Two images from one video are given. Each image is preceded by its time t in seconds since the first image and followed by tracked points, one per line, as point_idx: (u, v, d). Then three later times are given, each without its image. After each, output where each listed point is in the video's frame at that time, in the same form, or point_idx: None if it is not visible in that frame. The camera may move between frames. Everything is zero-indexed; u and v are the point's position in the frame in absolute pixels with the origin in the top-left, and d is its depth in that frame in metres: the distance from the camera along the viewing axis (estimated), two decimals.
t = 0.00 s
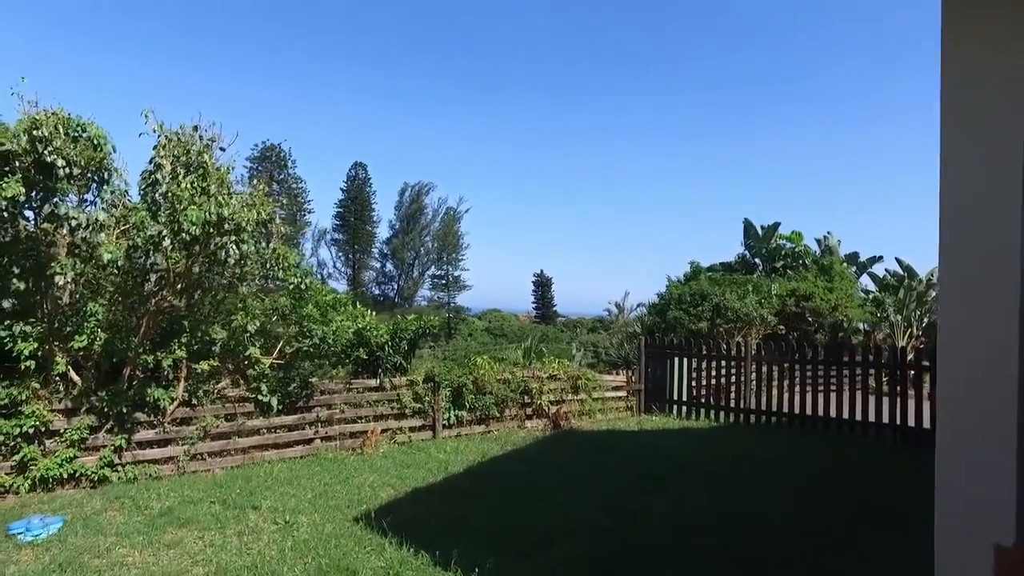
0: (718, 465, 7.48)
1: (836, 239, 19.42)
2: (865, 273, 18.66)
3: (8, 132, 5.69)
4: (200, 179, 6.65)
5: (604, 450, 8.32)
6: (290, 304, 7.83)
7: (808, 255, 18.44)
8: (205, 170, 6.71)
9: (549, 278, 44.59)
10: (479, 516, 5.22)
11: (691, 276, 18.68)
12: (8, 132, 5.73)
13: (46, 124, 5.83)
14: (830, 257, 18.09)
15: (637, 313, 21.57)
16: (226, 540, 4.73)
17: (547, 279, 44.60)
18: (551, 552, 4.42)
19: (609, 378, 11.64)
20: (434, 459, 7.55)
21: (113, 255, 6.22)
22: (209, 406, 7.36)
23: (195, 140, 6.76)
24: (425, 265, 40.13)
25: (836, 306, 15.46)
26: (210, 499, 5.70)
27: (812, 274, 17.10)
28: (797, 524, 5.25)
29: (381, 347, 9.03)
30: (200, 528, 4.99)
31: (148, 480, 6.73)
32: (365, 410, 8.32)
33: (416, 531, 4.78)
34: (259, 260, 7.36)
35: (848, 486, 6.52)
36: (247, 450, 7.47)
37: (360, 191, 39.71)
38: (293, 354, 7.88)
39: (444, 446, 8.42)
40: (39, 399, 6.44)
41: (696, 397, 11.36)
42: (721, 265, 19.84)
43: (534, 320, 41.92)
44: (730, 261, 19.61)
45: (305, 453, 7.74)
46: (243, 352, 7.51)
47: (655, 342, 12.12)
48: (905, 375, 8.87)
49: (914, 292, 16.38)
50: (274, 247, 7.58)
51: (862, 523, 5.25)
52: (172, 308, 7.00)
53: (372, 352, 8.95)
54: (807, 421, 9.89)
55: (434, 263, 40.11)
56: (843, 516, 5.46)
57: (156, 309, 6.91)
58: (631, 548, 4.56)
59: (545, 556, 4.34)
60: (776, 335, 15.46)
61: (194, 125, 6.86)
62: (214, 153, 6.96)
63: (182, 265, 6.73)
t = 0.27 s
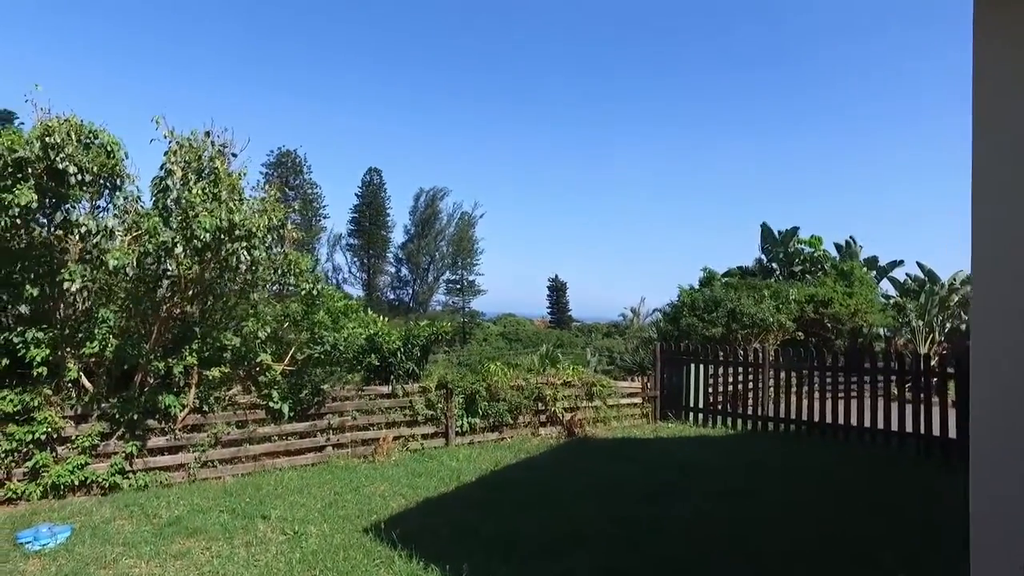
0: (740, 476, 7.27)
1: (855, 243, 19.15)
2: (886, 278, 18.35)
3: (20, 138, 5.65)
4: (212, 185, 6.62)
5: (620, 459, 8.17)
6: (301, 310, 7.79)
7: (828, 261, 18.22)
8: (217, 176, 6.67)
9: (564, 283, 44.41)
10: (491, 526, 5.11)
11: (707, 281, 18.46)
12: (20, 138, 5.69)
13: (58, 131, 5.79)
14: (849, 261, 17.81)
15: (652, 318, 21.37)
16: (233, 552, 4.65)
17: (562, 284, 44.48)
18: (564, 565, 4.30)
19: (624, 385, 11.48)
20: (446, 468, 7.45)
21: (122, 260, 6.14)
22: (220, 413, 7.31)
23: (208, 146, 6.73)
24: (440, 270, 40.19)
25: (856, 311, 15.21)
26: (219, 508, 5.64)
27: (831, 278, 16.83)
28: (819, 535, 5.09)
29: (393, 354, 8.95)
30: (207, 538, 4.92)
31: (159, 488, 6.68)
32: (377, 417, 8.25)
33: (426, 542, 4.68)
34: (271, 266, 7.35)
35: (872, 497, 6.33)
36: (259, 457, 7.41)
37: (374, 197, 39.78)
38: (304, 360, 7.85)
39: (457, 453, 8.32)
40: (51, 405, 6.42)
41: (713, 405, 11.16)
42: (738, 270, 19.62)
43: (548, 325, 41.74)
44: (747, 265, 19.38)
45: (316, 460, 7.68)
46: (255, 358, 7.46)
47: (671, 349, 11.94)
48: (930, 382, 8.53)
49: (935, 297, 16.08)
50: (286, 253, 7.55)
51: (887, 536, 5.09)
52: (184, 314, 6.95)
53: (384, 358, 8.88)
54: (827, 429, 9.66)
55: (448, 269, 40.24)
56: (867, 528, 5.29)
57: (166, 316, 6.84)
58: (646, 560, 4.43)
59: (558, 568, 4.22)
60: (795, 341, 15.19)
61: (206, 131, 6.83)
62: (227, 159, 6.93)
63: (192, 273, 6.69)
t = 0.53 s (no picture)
0: (763, 489, 7.07)
1: (879, 249, 18.80)
2: (911, 284, 17.98)
3: (35, 148, 5.68)
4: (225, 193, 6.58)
5: (639, 470, 8.00)
6: (315, 318, 7.72)
7: (851, 265, 17.81)
8: (230, 183, 6.63)
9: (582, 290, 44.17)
10: (505, 541, 4.98)
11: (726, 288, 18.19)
12: (36, 147, 5.71)
13: (72, 139, 5.78)
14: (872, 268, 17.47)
15: (671, 326, 21.10)
16: (243, 565, 4.56)
17: (580, 291, 44.28)
18: None
19: (643, 394, 11.29)
20: (461, 479, 7.33)
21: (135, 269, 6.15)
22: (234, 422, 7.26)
23: (222, 153, 6.70)
24: (457, 277, 40.14)
25: (880, 318, 14.89)
26: (230, 520, 5.57)
27: (854, 285, 16.50)
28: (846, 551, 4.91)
29: (408, 362, 8.86)
30: (217, 550, 4.84)
31: (172, 498, 6.63)
32: (391, 426, 8.16)
33: (438, 557, 4.56)
34: (286, 274, 7.33)
35: (900, 510, 6.12)
36: (272, 467, 7.35)
37: (391, 205, 39.86)
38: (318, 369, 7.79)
39: (472, 464, 8.19)
40: (66, 414, 6.40)
41: (733, 415, 10.93)
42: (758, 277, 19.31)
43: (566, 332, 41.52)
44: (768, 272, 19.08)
45: (331, 470, 7.60)
46: (268, 367, 7.41)
47: (690, 357, 11.73)
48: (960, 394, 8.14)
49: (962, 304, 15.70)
50: (299, 261, 7.52)
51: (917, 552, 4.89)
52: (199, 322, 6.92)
53: (399, 367, 8.79)
54: (851, 441, 9.38)
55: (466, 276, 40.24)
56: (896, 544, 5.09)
57: (179, 324, 6.80)
58: None
59: None
60: (817, 349, 14.88)
61: (221, 139, 6.80)
62: (241, 167, 6.88)
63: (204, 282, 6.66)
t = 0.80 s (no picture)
0: (794, 505, 6.79)
1: (910, 256, 18.34)
2: (943, 292, 17.50)
3: (52, 158, 5.63)
4: (240, 202, 6.54)
5: (663, 484, 7.76)
6: (332, 327, 7.68)
7: (880, 273, 17.46)
8: (245, 192, 6.59)
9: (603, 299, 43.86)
10: (521, 559, 4.81)
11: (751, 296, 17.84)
12: (52, 158, 5.66)
13: (87, 149, 5.74)
14: (903, 275, 17.05)
15: (694, 335, 20.76)
16: None
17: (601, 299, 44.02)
18: None
19: (665, 405, 11.05)
20: (478, 492, 7.17)
21: (150, 278, 6.14)
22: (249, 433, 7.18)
23: (236, 162, 6.66)
24: (478, 287, 40.32)
25: (910, 327, 14.50)
26: (243, 533, 5.47)
27: (884, 293, 16.09)
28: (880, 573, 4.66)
29: (425, 373, 8.75)
30: (228, 566, 4.74)
31: (187, 509, 6.56)
32: (408, 437, 8.04)
33: None
34: (303, 282, 7.28)
35: (938, 528, 5.84)
36: (288, 478, 7.26)
37: (412, 214, 39.96)
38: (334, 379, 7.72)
39: (490, 477, 8.04)
40: (83, 423, 6.36)
41: (759, 427, 10.63)
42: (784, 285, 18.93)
43: (588, 341, 41.20)
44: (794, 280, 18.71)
45: (347, 482, 7.49)
46: (284, 378, 7.35)
47: (713, 368, 11.45)
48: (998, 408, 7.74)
49: (998, 313, 15.22)
50: (316, 269, 7.46)
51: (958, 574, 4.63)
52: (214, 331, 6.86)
53: (416, 378, 8.69)
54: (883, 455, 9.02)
55: (488, 285, 40.30)
56: (935, 565, 4.82)
57: (194, 334, 6.74)
58: None
59: None
60: (845, 358, 14.47)
61: (236, 148, 6.77)
62: (255, 175, 6.83)
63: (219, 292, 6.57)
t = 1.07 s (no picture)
0: (821, 519, 6.54)
1: (940, 262, 17.90)
2: (975, 299, 17.03)
3: (67, 166, 5.62)
4: (252, 212, 6.51)
5: (683, 497, 7.54)
6: (346, 336, 7.57)
7: (908, 280, 17.05)
8: (257, 202, 6.57)
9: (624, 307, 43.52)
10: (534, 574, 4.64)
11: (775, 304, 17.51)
12: (67, 166, 5.66)
13: (101, 158, 5.74)
14: (932, 282, 16.62)
15: (717, 344, 20.42)
16: None
17: (622, 307, 43.69)
18: None
19: (686, 415, 10.81)
20: (493, 504, 7.02)
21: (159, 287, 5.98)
22: (262, 443, 7.11)
23: (249, 169, 6.64)
24: (499, 295, 40.02)
25: (941, 335, 14.11)
26: (252, 546, 5.38)
27: (913, 300, 15.69)
28: None
29: (441, 382, 8.65)
30: None
31: (199, 520, 6.49)
32: (423, 448, 7.93)
33: None
34: (316, 290, 7.26)
35: (974, 545, 5.56)
36: (301, 490, 7.17)
37: (433, 223, 40.02)
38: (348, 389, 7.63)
39: (506, 488, 7.88)
40: (96, 433, 6.32)
41: (783, 439, 10.35)
42: (808, 292, 18.56)
43: (610, 350, 40.86)
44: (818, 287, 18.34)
45: (361, 494, 7.38)
46: (298, 388, 7.29)
47: (736, 378, 11.18)
48: None
49: None
50: (330, 279, 7.41)
51: None
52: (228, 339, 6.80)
53: (431, 388, 8.60)
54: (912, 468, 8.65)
55: (508, 293, 40.06)
56: None
57: (206, 343, 6.68)
58: None
59: None
60: (872, 367, 14.07)
61: (248, 156, 6.74)
62: (267, 182, 6.82)
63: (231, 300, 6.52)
